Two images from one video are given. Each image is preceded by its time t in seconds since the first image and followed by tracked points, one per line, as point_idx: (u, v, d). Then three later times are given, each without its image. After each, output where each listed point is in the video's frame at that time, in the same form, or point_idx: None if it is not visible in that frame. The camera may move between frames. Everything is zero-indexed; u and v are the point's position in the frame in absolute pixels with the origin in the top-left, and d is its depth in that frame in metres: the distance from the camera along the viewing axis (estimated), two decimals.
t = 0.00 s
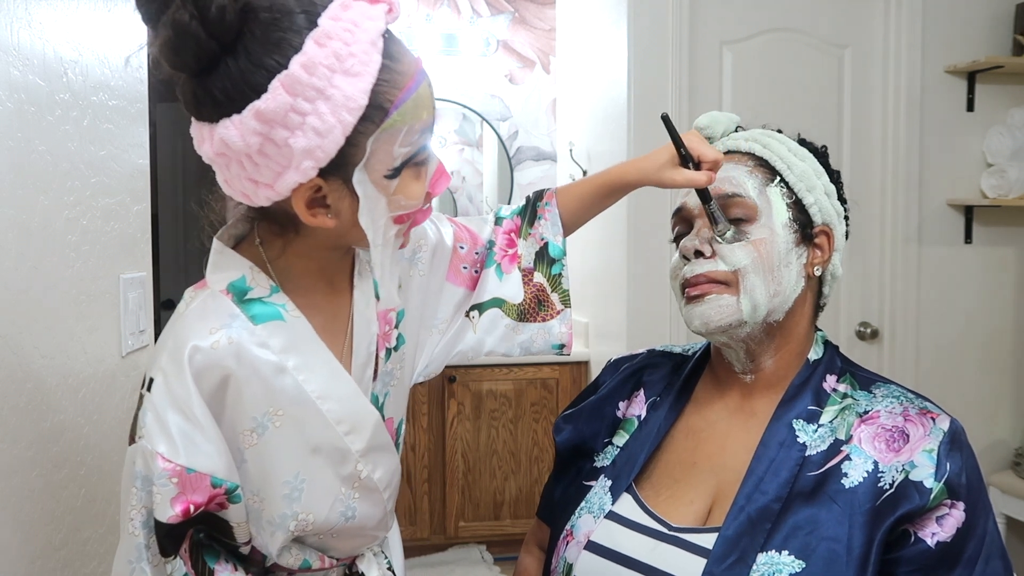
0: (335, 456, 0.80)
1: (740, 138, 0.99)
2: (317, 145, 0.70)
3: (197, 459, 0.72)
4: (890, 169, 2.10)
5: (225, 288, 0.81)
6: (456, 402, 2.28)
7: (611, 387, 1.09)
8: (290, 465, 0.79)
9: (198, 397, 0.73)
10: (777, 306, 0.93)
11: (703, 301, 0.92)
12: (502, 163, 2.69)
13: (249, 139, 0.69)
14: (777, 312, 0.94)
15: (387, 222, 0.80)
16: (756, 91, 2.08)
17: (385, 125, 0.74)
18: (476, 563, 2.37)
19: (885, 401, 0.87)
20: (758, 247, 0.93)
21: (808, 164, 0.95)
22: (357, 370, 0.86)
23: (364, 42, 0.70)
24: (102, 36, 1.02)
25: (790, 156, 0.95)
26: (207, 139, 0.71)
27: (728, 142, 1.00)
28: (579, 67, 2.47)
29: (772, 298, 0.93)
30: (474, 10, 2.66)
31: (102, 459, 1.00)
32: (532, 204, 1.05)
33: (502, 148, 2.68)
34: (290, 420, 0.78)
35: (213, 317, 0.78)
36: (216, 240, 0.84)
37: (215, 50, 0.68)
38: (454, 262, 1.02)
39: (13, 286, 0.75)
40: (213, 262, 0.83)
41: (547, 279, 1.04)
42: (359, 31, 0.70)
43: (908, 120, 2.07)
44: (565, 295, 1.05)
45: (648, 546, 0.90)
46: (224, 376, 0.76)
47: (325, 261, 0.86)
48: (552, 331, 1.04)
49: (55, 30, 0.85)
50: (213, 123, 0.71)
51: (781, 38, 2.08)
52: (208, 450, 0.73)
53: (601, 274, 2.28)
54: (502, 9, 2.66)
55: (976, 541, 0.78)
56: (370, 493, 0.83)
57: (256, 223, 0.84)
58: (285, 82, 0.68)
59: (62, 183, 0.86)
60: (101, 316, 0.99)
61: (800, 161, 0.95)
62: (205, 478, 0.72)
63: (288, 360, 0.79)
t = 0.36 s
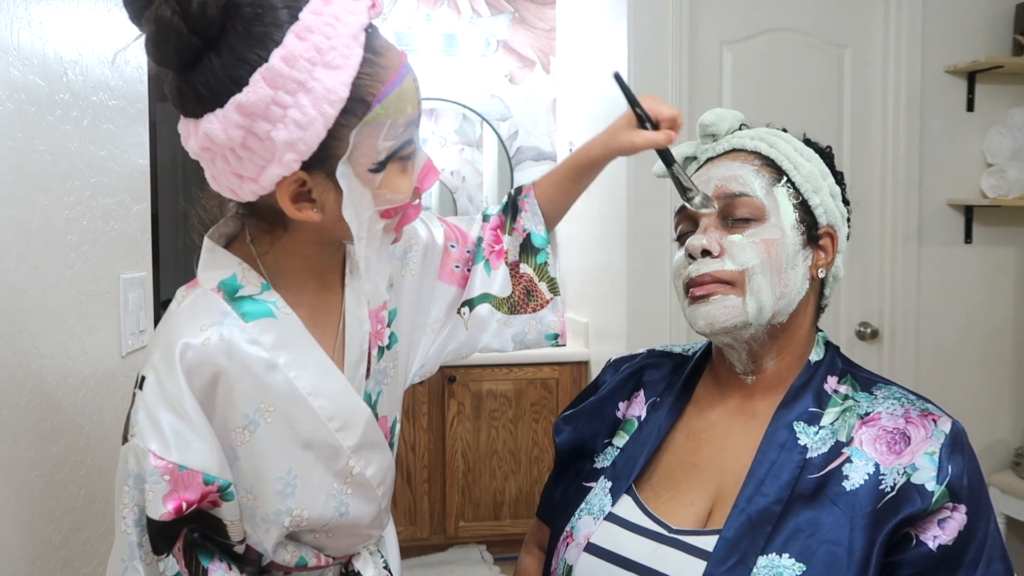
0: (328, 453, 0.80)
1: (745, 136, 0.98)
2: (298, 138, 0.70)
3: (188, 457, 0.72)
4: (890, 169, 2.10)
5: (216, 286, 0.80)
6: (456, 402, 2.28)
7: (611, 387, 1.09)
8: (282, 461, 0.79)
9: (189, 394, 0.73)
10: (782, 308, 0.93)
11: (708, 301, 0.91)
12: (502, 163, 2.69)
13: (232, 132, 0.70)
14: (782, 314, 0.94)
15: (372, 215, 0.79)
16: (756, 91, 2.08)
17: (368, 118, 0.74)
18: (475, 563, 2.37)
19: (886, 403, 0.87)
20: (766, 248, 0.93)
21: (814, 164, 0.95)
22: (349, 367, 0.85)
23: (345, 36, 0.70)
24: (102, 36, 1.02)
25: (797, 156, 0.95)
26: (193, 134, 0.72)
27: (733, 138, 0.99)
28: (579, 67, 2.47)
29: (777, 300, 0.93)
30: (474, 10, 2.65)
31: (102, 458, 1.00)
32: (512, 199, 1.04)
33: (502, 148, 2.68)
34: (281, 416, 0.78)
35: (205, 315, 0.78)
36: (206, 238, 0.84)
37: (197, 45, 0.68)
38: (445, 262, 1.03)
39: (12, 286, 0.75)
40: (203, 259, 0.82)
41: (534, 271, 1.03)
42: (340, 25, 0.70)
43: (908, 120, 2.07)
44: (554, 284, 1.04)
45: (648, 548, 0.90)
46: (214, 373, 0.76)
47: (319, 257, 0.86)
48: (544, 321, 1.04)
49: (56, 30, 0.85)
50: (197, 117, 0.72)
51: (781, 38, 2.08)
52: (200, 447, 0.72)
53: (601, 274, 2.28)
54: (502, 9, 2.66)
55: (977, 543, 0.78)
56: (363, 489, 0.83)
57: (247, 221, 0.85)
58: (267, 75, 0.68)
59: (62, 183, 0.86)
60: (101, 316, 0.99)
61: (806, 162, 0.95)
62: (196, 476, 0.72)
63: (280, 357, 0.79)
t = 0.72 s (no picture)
0: (326, 452, 0.80)
1: (757, 135, 0.98)
2: (289, 134, 0.70)
3: (187, 456, 0.72)
4: (890, 169, 2.10)
5: (213, 285, 0.80)
6: (456, 402, 2.28)
7: (611, 388, 1.09)
8: (280, 460, 0.79)
9: (186, 393, 0.73)
10: (788, 310, 0.93)
11: (715, 299, 0.91)
12: (502, 163, 2.69)
13: (222, 130, 0.70)
14: (787, 315, 0.93)
15: (364, 211, 0.80)
16: (756, 91, 2.08)
17: (358, 112, 0.74)
18: (475, 563, 2.37)
19: (886, 403, 0.87)
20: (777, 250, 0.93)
21: (825, 167, 0.95)
22: (345, 368, 0.85)
23: (331, 30, 0.70)
24: (102, 36, 1.01)
25: (809, 157, 0.95)
26: (183, 133, 0.72)
27: (745, 136, 0.98)
28: (579, 67, 2.47)
29: (784, 301, 0.93)
30: (474, 10, 2.65)
31: (102, 459, 1.00)
32: (526, 204, 1.04)
33: (502, 148, 2.68)
34: (280, 416, 0.78)
35: (202, 314, 0.78)
36: (203, 238, 0.84)
37: (184, 43, 0.68)
38: (443, 262, 1.03)
39: (12, 286, 0.74)
40: (200, 258, 0.83)
41: (538, 281, 1.04)
42: (327, 20, 0.70)
43: (908, 120, 2.07)
44: (557, 297, 1.05)
45: (648, 549, 0.90)
46: (212, 373, 0.76)
47: (314, 257, 0.86)
48: (543, 333, 1.05)
49: (55, 31, 0.85)
50: (187, 117, 0.72)
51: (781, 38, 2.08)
52: (198, 446, 0.72)
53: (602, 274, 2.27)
54: (502, 8, 2.66)
55: (977, 545, 0.78)
56: (361, 488, 0.83)
57: (241, 221, 0.85)
58: (254, 72, 0.68)
59: (62, 182, 0.86)
60: (101, 316, 0.99)
61: (818, 164, 0.95)
62: (195, 475, 0.72)
63: (277, 356, 0.79)
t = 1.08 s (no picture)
0: (327, 453, 0.80)
1: (758, 135, 0.98)
2: (291, 131, 0.70)
3: (184, 456, 0.72)
4: (890, 169, 2.10)
5: (213, 284, 0.80)
6: (456, 402, 2.28)
7: (611, 388, 1.09)
8: (280, 461, 0.79)
9: (186, 393, 0.73)
10: (786, 308, 0.93)
11: (714, 298, 0.91)
12: (502, 163, 2.69)
13: (224, 127, 0.70)
14: (786, 314, 0.94)
15: (365, 209, 0.79)
16: (756, 91, 2.08)
17: (360, 109, 0.74)
18: (475, 563, 2.37)
19: (886, 403, 0.87)
20: (774, 247, 0.93)
21: (826, 167, 0.95)
22: (345, 368, 0.85)
23: (334, 27, 0.70)
24: (101, 36, 1.01)
25: (810, 158, 0.95)
26: (183, 131, 0.72)
27: (746, 137, 0.98)
28: (579, 67, 2.47)
29: (782, 299, 0.93)
30: (474, 10, 2.65)
31: (102, 459, 1.00)
32: (521, 203, 1.05)
33: (502, 148, 2.68)
34: (279, 416, 0.78)
35: (201, 313, 0.77)
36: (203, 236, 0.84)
37: (185, 40, 0.68)
38: (444, 261, 1.03)
39: (13, 286, 0.75)
40: (201, 257, 0.83)
41: (537, 277, 1.05)
42: (329, 16, 0.70)
43: (908, 120, 2.07)
44: (556, 293, 1.06)
45: (648, 549, 0.90)
46: (211, 372, 0.76)
47: (315, 255, 0.85)
48: (544, 329, 1.05)
49: (55, 31, 0.85)
50: (188, 114, 0.72)
51: (781, 38, 2.08)
52: (196, 447, 0.72)
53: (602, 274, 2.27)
54: (502, 9, 2.66)
55: (977, 544, 0.78)
56: (360, 489, 0.83)
57: (242, 220, 0.85)
58: (256, 68, 0.68)
59: (62, 183, 0.86)
60: (101, 316, 0.99)
61: (818, 164, 0.95)
62: (193, 476, 0.72)
63: (277, 355, 0.79)
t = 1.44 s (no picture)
0: (330, 450, 0.80)
1: (757, 135, 0.97)
2: (295, 130, 0.70)
3: (190, 453, 0.71)
4: (890, 169, 2.10)
5: (218, 282, 0.81)
6: (456, 402, 2.28)
7: (610, 387, 1.09)
8: (284, 458, 0.79)
9: (192, 391, 0.73)
10: (786, 308, 0.93)
11: (715, 296, 0.91)
12: (502, 163, 2.69)
13: (228, 126, 0.70)
14: (785, 313, 0.94)
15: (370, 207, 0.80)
16: (756, 91, 2.08)
17: (363, 109, 0.74)
18: (475, 563, 2.37)
19: (884, 401, 0.87)
20: (775, 247, 0.93)
21: (825, 167, 0.94)
22: (351, 363, 0.86)
23: (338, 27, 0.70)
24: (102, 36, 1.01)
25: (808, 158, 0.94)
26: (188, 129, 0.72)
27: (745, 136, 0.98)
28: (579, 67, 2.47)
29: (782, 299, 0.93)
30: (474, 10, 2.65)
31: (102, 459, 1.00)
32: (510, 199, 1.05)
33: (502, 148, 2.68)
34: (284, 412, 0.78)
35: (206, 310, 0.78)
36: (209, 235, 0.84)
37: (189, 39, 0.68)
38: (445, 258, 1.04)
39: (12, 285, 0.74)
40: (206, 255, 0.83)
41: (534, 268, 1.05)
42: (333, 16, 0.70)
43: (908, 120, 2.07)
44: (554, 282, 1.05)
45: (647, 547, 0.90)
46: (217, 369, 0.76)
47: (317, 253, 0.86)
48: (545, 319, 1.05)
49: (55, 31, 0.85)
50: (192, 113, 0.72)
51: (781, 38, 2.08)
52: (201, 444, 0.72)
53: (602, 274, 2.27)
54: (502, 9, 2.66)
55: (975, 542, 0.78)
56: (366, 487, 0.83)
57: (247, 218, 0.85)
58: (261, 68, 0.68)
59: (62, 183, 0.86)
60: (101, 316, 0.99)
61: (817, 164, 0.94)
62: (198, 472, 0.72)
63: (282, 352, 0.79)
